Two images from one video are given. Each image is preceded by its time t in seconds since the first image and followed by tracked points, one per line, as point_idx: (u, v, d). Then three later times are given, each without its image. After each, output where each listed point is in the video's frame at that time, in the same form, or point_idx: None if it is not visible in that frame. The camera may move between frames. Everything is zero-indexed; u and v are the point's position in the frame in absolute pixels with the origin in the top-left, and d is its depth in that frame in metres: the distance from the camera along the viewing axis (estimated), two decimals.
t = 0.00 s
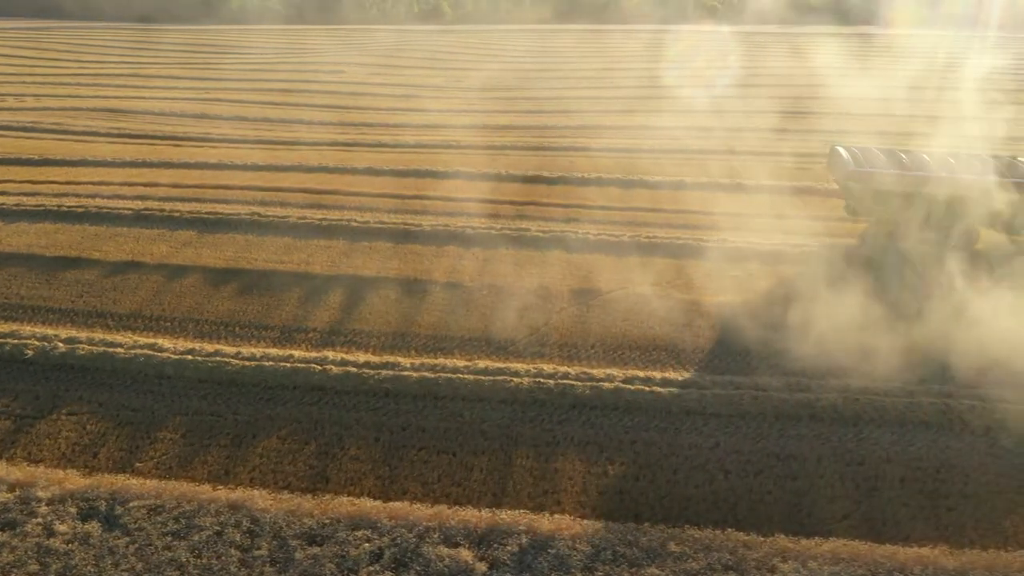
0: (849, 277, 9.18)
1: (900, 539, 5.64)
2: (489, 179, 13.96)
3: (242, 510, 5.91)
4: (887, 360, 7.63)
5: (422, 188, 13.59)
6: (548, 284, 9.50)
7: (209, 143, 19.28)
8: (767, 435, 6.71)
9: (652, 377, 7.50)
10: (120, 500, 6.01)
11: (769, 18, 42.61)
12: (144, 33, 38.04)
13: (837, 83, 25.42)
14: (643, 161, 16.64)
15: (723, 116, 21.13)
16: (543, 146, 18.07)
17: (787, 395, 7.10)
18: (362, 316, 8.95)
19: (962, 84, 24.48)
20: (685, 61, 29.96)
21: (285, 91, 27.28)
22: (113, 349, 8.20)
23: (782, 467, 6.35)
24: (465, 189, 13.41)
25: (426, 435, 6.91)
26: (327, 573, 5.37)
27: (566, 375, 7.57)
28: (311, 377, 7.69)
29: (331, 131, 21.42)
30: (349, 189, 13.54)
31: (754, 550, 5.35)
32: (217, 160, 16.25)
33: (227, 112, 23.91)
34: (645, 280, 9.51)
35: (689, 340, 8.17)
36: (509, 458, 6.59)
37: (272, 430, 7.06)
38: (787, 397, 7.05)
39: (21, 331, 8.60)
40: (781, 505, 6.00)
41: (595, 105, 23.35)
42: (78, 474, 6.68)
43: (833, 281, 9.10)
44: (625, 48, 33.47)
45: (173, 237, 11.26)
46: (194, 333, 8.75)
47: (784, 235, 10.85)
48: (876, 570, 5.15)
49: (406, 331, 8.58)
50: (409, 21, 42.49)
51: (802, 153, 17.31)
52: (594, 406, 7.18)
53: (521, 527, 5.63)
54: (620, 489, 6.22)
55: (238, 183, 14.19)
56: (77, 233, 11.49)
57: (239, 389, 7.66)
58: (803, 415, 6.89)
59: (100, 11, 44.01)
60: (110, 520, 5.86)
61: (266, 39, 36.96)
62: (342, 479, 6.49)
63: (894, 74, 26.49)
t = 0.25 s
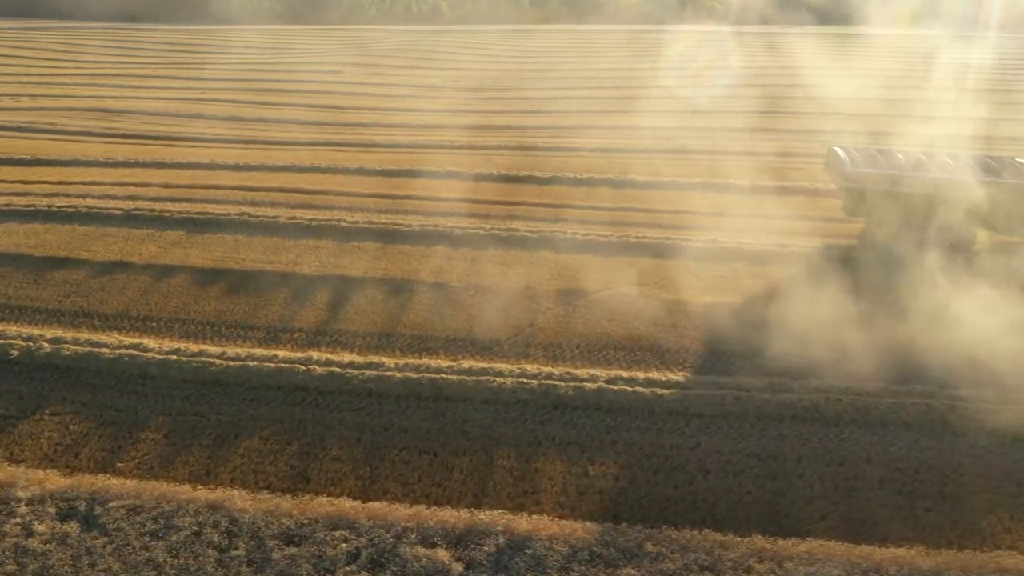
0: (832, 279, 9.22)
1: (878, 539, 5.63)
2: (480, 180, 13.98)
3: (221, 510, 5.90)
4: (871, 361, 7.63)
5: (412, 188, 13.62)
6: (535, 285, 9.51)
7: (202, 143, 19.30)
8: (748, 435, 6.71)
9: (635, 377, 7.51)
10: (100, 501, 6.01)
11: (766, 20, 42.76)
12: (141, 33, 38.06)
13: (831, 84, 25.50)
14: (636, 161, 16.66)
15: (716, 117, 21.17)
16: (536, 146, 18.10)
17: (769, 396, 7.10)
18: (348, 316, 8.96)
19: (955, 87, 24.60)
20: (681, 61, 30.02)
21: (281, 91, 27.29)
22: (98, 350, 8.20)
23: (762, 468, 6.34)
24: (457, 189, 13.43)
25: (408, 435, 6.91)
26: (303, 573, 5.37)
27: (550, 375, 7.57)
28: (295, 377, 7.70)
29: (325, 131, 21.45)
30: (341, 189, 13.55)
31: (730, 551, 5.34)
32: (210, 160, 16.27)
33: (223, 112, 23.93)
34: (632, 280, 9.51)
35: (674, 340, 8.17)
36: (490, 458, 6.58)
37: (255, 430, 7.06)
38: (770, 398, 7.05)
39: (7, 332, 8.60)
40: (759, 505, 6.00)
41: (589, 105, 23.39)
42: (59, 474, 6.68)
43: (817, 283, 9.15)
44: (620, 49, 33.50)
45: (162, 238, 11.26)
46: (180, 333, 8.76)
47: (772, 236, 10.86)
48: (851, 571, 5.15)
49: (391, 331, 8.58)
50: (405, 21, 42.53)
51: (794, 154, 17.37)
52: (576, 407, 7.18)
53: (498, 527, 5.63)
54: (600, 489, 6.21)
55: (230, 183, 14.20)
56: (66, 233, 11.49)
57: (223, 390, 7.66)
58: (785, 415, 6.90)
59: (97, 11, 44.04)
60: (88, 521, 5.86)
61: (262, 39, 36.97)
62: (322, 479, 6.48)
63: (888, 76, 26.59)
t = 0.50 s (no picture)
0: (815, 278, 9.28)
1: (855, 539, 5.61)
2: (472, 180, 13.99)
3: (199, 510, 5.90)
4: (855, 361, 7.62)
5: (404, 188, 13.63)
6: (522, 285, 9.51)
7: (196, 143, 19.31)
8: (729, 436, 6.71)
9: (618, 377, 7.51)
10: (79, 501, 6.01)
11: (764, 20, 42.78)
12: (138, 33, 38.08)
13: (827, 85, 25.51)
14: (629, 161, 16.67)
15: (710, 117, 21.17)
16: (531, 146, 18.11)
17: (751, 396, 7.10)
18: (334, 316, 8.96)
19: (951, 87, 24.60)
20: (679, 61, 30.07)
21: (277, 91, 27.30)
22: (83, 350, 8.20)
23: (742, 468, 6.34)
24: (448, 189, 13.44)
25: (390, 436, 6.91)
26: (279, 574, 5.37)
27: (533, 375, 7.57)
28: (279, 378, 7.70)
29: (321, 130, 21.46)
30: (333, 189, 13.56)
31: (706, 551, 5.34)
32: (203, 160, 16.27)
33: (218, 112, 23.94)
34: (618, 281, 9.50)
35: (657, 340, 8.18)
36: (471, 458, 6.58)
37: (237, 430, 7.05)
38: (752, 398, 7.05)
39: None
40: (738, 505, 5.99)
41: (584, 105, 23.39)
42: (40, 474, 6.68)
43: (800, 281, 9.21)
44: (617, 49, 33.50)
45: (151, 238, 11.25)
46: (166, 333, 8.75)
47: (761, 236, 10.85)
48: (825, 571, 5.15)
49: (377, 332, 8.58)
50: (403, 22, 42.55)
51: (787, 154, 17.37)
52: (559, 407, 7.18)
53: (476, 528, 5.63)
54: (579, 490, 6.20)
55: (222, 183, 14.21)
56: (55, 233, 11.49)
57: (206, 390, 7.66)
58: (766, 415, 6.90)
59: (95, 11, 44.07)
60: (67, 521, 5.86)
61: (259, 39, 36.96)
62: (303, 479, 6.47)
63: (884, 77, 26.58)
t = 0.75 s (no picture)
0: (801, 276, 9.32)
1: (832, 540, 5.61)
2: (463, 180, 14.01)
3: (178, 511, 5.91)
4: (837, 361, 7.64)
5: (394, 188, 13.64)
6: (509, 286, 9.51)
7: (189, 143, 19.31)
8: (710, 436, 6.71)
9: (601, 377, 7.52)
10: (57, 501, 6.01)
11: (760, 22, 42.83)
12: (134, 33, 38.08)
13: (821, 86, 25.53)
14: (622, 161, 16.70)
15: (704, 117, 21.20)
16: (524, 146, 18.16)
17: (734, 396, 7.11)
18: (320, 317, 8.95)
19: (945, 89, 24.65)
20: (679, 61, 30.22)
21: (273, 91, 27.31)
22: (67, 350, 8.19)
23: (722, 468, 6.34)
24: (439, 189, 13.46)
25: (371, 436, 6.91)
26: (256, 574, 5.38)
27: (516, 375, 7.57)
28: (262, 378, 7.70)
29: (315, 131, 21.49)
30: (323, 189, 13.59)
31: (682, 551, 5.34)
32: (195, 160, 16.28)
33: (213, 112, 23.95)
34: (604, 282, 9.49)
35: (642, 340, 8.19)
36: (451, 459, 6.57)
37: (219, 430, 7.05)
38: (733, 399, 7.05)
39: None
40: (716, 506, 5.98)
41: (579, 106, 23.41)
42: (20, 475, 6.68)
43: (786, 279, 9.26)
44: (613, 49, 33.50)
45: (139, 238, 11.26)
46: (151, 333, 8.76)
47: (749, 236, 10.85)
48: (800, 571, 5.15)
49: (362, 332, 8.58)
50: (400, 22, 42.56)
51: (779, 154, 17.38)
52: (541, 407, 7.18)
53: (453, 528, 5.63)
54: (559, 490, 6.19)
55: (212, 183, 14.21)
56: (44, 233, 11.50)
57: (189, 390, 7.66)
58: (748, 416, 6.90)
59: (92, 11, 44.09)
60: (45, 521, 5.86)
61: (255, 39, 36.96)
62: (282, 479, 6.47)
63: (878, 78, 26.62)
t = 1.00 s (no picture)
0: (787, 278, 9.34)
1: (810, 540, 5.60)
2: (455, 180, 14.03)
3: (156, 511, 5.90)
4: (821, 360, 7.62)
5: (385, 188, 13.64)
6: (495, 286, 9.50)
7: (183, 143, 19.31)
8: (691, 436, 6.70)
9: (584, 378, 7.51)
10: (36, 501, 6.01)
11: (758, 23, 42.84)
12: (131, 33, 38.11)
13: (816, 87, 25.54)
14: (615, 161, 16.71)
15: (698, 118, 21.20)
16: (518, 146, 18.18)
17: (716, 396, 7.10)
18: (305, 317, 8.95)
19: (938, 91, 24.68)
20: (680, 61, 30.39)
21: (268, 92, 27.33)
22: (51, 351, 8.19)
23: (702, 468, 6.33)
24: (430, 189, 13.48)
25: (352, 437, 6.90)
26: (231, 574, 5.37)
27: (499, 376, 7.57)
28: (245, 379, 7.70)
29: (310, 131, 21.52)
30: (315, 189, 13.61)
31: (657, 552, 5.34)
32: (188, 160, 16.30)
33: (208, 112, 23.97)
34: (590, 282, 9.49)
35: (626, 340, 8.18)
36: (431, 459, 6.57)
37: (200, 430, 7.05)
38: (715, 399, 7.05)
39: None
40: (694, 506, 5.97)
41: (573, 106, 23.40)
42: None
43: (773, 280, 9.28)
44: (609, 49, 33.51)
45: (128, 238, 11.26)
46: (137, 333, 8.75)
47: (738, 236, 10.84)
48: (774, 572, 5.15)
49: (347, 332, 8.59)
50: (397, 22, 42.54)
51: (772, 154, 17.37)
52: (523, 408, 7.17)
53: (430, 528, 5.63)
54: (538, 491, 6.18)
55: (203, 183, 14.21)
56: (33, 233, 11.50)
57: (173, 390, 7.65)
58: (730, 416, 6.89)
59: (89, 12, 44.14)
60: (23, 522, 5.85)
61: (252, 39, 36.98)
62: (262, 479, 6.46)
63: (873, 79, 26.63)
